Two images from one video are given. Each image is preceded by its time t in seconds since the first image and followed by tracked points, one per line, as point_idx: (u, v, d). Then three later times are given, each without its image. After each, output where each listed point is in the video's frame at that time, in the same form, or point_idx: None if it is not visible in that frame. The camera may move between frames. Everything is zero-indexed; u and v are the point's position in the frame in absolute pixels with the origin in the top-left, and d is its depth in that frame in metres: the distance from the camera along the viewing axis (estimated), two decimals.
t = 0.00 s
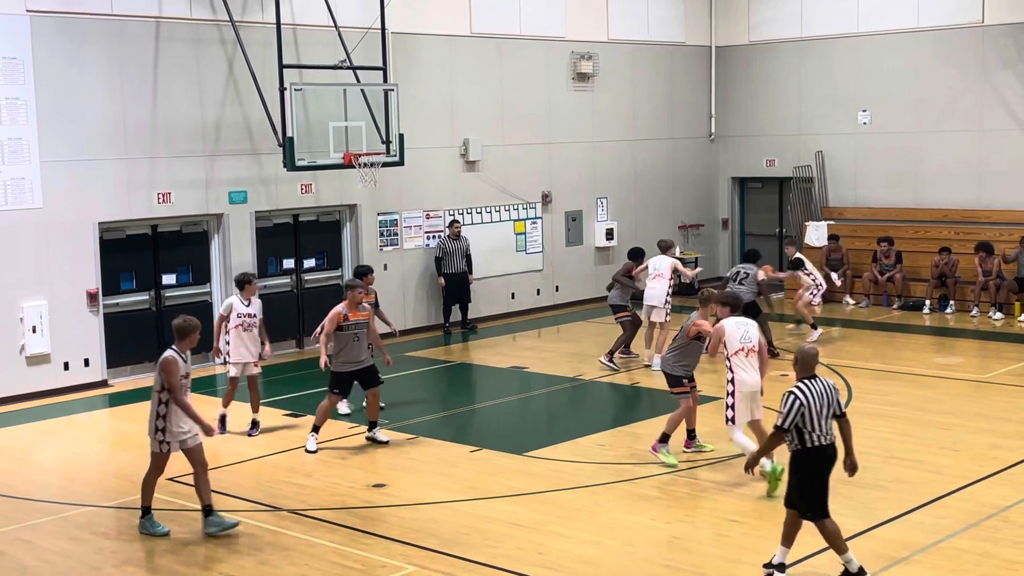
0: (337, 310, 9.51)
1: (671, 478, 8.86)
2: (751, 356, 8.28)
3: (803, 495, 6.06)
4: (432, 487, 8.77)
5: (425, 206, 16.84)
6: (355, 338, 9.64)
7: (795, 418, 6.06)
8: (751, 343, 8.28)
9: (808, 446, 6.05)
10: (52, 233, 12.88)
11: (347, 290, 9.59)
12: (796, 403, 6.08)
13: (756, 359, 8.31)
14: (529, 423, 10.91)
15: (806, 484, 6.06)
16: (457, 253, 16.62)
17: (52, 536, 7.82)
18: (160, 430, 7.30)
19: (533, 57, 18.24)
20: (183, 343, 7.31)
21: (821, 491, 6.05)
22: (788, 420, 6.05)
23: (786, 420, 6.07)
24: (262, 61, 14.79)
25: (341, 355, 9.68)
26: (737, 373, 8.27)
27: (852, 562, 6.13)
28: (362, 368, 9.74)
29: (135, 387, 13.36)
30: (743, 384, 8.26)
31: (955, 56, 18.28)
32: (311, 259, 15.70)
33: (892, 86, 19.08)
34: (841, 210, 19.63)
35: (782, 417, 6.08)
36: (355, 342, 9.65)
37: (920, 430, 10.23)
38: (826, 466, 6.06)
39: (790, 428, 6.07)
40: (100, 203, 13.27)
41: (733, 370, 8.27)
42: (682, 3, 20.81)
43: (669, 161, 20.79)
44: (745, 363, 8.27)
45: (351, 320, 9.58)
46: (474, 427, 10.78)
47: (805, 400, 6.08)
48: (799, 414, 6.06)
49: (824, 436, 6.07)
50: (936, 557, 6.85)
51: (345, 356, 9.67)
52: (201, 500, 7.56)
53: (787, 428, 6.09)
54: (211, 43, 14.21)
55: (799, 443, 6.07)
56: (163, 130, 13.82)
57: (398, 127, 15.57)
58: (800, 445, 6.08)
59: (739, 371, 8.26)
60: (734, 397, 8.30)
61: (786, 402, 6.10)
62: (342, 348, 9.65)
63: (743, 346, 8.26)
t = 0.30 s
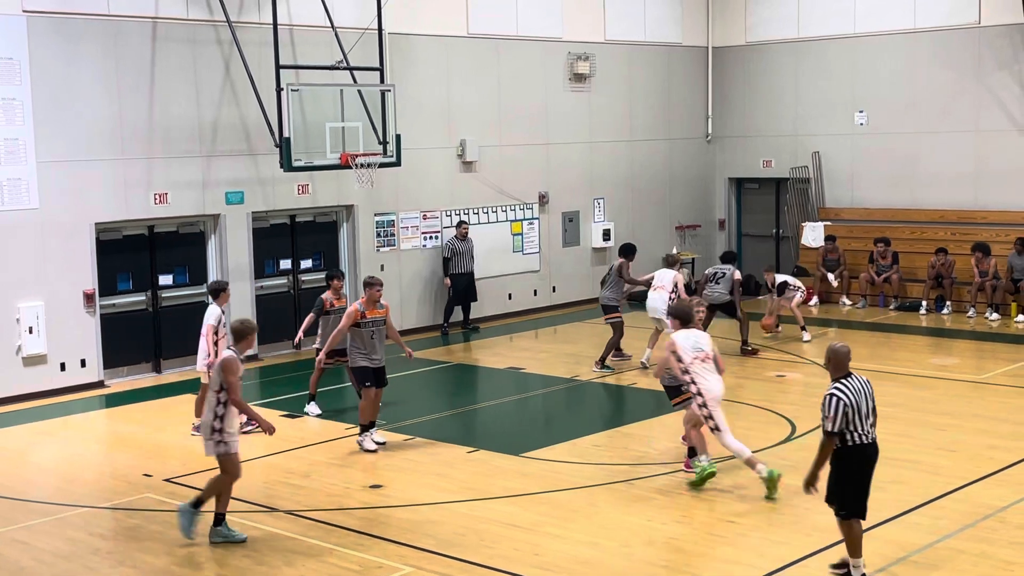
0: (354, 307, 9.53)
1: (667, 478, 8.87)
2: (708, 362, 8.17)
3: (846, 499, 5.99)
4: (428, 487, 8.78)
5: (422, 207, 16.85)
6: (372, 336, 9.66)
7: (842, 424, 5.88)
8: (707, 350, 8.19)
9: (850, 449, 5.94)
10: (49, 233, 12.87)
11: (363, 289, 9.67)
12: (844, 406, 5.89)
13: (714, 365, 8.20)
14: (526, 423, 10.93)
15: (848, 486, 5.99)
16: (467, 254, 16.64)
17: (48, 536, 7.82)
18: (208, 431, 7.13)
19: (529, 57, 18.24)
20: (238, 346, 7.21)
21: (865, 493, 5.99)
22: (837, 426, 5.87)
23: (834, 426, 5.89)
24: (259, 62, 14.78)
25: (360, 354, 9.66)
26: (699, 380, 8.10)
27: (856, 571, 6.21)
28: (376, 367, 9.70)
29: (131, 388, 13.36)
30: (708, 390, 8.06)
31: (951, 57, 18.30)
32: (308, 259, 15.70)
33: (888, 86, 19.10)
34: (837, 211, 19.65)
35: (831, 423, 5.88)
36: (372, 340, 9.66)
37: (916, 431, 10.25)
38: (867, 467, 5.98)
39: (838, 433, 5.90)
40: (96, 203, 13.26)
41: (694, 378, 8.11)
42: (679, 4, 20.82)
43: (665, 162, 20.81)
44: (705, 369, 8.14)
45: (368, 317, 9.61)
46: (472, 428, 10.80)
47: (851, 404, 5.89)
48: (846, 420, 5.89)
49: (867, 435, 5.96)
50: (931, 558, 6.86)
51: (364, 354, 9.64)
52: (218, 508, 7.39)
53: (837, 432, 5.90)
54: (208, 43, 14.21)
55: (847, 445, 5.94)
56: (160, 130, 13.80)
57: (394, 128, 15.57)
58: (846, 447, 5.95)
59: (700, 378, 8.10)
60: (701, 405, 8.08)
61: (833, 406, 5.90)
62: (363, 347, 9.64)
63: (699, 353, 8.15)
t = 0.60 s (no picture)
0: (365, 309, 9.46)
1: (664, 478, 8.88)
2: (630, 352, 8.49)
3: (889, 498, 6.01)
4: (425, 488, 8.78)
5: (419, 207, 16.84)
6: (383, 338, 9.64)
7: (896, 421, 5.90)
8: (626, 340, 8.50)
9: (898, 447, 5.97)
10: (47, 234, 12.86)
11: (373, 292, 9.59)
12: (897, 404, 5.91)
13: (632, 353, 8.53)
14: (524, 423, 10.93)
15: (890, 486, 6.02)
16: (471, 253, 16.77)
17: (44, 537, 7.81)
18: (270, 438, 7.18)
19: (526, 58, 18.24)
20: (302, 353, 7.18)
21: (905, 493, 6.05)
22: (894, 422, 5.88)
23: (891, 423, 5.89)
24: (256, 62, 14.76)
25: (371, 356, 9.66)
26: (632, 370, 8.38)
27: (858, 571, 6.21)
28: (390, 366, 9.71)
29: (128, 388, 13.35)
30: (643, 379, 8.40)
31: (947, 58, 18.33)
32: (305, 259, 15.70)
33: (885, 87, 19.11)
34: (834, 211, 19.68)
35: (889, 421, 5.88)
36: (383, 341, 9.65)
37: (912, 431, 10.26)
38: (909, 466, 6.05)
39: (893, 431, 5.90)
40: (93, 204, 13.24)
41: (629, 368, 8.37)
42: (676, 4, 20.83)
43: (662, 162, 20.81)
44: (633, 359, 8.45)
45: (378, 320, 9.56)
46: (470, 428, 10.80)
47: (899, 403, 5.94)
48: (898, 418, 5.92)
49: (908, 437, 6.02)
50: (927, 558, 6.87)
51: (372, 357, 9.63)
52: (322, 502, 7.52)
53: (893, 430, 5.89)
54: (205, 44, 14.20)
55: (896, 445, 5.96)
56: (157, 130, 13.79)
57: (391, 128, 15.57)
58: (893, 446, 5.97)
59: (633, 369, 8.39)
60: (637, 394, 8.36)
61: (888, 405, 5.89)
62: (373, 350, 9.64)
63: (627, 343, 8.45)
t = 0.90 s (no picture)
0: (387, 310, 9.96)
1: (660, 478, 8.88)
2: (552, 350, 8.64)
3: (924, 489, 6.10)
4: (422, 488, 8.77)
5: (416, 207, 16.83)
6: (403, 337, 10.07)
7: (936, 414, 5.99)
8: (552, 338, 8.64)
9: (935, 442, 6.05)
10: (43, 233, 12.85)
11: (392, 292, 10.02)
12: (935, 396, 6.01)
13: (554, 352, 8.65)
14: (520, 423, 10.91)
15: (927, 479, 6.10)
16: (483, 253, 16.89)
17: (41, 536, 7.80)
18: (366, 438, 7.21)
19: (523, 58, 18.24)
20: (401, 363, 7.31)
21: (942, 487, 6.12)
22: (932, 413, 5.97)
23: (929, 415, 5.98)
24: (253, 62, 14.76)
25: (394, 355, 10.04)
26: (543, 368, 8.56)
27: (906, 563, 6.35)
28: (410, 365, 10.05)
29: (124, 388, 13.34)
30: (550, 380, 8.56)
31: (944, 59, 18.34)
32: (302, 259, 15.69)
33: (882, 87, 19.13)
34: (831, 211, 19.70)
35: (927, 412, 5.97)
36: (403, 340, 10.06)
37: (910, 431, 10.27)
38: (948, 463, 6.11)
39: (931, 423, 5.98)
40: (89, 203, 13.23)
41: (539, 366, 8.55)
42: (673, 4, 20.84)
43: (659, 162, 20.83)
44: (550, 358, 8.61)
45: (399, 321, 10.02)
46: (467, 429, 10.79)
47: (939, 395, 6.03)
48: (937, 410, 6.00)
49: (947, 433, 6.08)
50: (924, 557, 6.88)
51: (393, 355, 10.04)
52: (348, 504, 7.54)
53: (931, 421, 5.98)
54: (201, 43, 14.19)
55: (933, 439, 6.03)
56: (153, 130, 13.77)
57: (388, 128, 15.57)
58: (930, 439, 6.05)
59: (543, 367, 8.57)
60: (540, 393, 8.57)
61: (926, 396, 5.99)
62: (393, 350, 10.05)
63: (546, 342, 8.59)
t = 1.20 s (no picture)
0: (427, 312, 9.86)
1: (658, 478, 8.87)
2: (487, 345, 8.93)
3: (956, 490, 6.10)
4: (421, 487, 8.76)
5: (414, 206, 16.83)
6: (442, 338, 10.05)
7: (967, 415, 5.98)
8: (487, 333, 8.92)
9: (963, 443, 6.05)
10: (41, 233, 12.84)
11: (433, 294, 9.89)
12: (968, 398, 6.00)
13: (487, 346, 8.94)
14: (518, 423, 10.90)
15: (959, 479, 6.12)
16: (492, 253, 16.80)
17: (39, 536, 7.80)
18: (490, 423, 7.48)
19: (522, 57, 18.25)
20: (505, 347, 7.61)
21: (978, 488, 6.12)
22: (964, 415, 5.96)
23: (960, 416, 5.97)
24: (252, 61, 14.76)
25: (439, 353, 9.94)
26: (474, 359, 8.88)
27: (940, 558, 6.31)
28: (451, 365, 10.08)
29: (123, 388, 13.34)
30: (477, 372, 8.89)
31: (943, 58, 18.35)
32: (301, 258, 15.70)
33: (881, 87, 19.13)
34: (829, 211, 19.72)
35: (958, 413, 5.96)
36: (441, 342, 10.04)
37: (909, 430, 10.27)
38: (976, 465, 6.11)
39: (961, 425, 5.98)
40: (88, 202, 13.23)
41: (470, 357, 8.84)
42: (672, 4, 20.85)
43: (658, 162, 20.84)
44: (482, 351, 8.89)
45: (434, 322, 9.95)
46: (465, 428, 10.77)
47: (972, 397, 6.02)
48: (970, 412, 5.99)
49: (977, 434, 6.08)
50: (922, 557, 6.88)
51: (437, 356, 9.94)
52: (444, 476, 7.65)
53: (960, 422, 5.97)
54: (200, 42, 14.19)
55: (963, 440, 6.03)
56: (152, 129, 13.77)
57: (387, 127, 15.58)
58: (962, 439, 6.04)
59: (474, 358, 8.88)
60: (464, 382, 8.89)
61: (959, 397, 5.99)
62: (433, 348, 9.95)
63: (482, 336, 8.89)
